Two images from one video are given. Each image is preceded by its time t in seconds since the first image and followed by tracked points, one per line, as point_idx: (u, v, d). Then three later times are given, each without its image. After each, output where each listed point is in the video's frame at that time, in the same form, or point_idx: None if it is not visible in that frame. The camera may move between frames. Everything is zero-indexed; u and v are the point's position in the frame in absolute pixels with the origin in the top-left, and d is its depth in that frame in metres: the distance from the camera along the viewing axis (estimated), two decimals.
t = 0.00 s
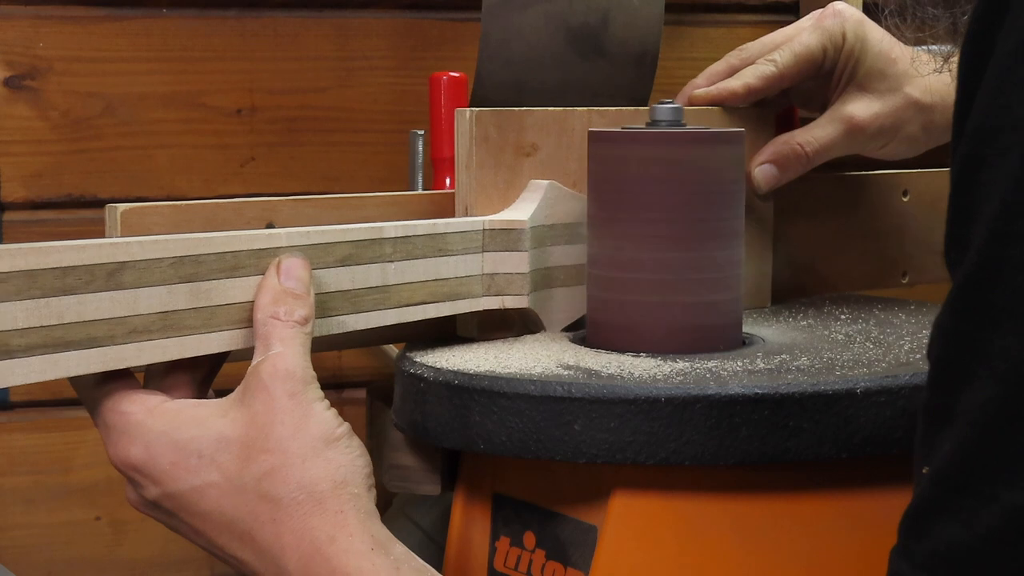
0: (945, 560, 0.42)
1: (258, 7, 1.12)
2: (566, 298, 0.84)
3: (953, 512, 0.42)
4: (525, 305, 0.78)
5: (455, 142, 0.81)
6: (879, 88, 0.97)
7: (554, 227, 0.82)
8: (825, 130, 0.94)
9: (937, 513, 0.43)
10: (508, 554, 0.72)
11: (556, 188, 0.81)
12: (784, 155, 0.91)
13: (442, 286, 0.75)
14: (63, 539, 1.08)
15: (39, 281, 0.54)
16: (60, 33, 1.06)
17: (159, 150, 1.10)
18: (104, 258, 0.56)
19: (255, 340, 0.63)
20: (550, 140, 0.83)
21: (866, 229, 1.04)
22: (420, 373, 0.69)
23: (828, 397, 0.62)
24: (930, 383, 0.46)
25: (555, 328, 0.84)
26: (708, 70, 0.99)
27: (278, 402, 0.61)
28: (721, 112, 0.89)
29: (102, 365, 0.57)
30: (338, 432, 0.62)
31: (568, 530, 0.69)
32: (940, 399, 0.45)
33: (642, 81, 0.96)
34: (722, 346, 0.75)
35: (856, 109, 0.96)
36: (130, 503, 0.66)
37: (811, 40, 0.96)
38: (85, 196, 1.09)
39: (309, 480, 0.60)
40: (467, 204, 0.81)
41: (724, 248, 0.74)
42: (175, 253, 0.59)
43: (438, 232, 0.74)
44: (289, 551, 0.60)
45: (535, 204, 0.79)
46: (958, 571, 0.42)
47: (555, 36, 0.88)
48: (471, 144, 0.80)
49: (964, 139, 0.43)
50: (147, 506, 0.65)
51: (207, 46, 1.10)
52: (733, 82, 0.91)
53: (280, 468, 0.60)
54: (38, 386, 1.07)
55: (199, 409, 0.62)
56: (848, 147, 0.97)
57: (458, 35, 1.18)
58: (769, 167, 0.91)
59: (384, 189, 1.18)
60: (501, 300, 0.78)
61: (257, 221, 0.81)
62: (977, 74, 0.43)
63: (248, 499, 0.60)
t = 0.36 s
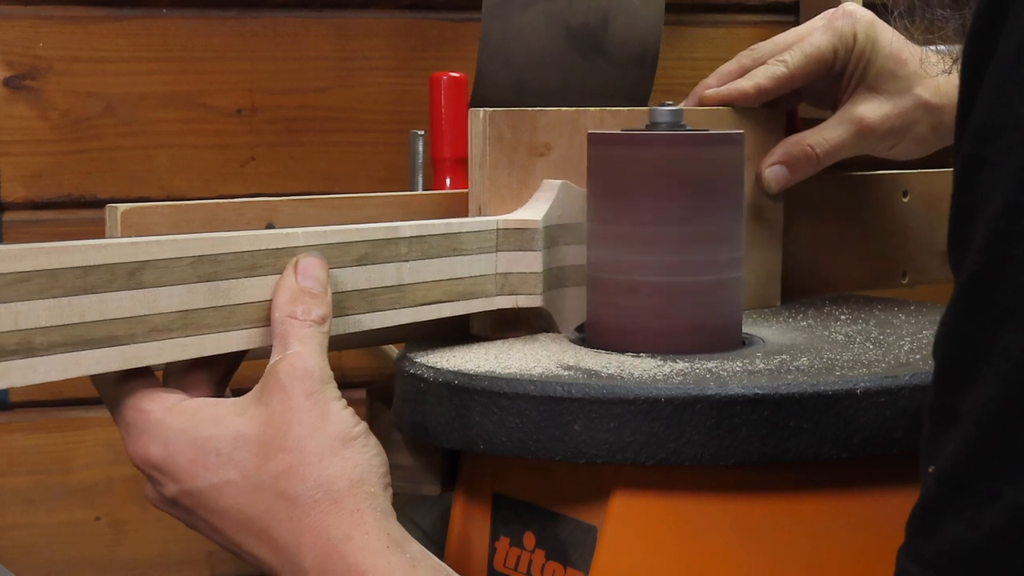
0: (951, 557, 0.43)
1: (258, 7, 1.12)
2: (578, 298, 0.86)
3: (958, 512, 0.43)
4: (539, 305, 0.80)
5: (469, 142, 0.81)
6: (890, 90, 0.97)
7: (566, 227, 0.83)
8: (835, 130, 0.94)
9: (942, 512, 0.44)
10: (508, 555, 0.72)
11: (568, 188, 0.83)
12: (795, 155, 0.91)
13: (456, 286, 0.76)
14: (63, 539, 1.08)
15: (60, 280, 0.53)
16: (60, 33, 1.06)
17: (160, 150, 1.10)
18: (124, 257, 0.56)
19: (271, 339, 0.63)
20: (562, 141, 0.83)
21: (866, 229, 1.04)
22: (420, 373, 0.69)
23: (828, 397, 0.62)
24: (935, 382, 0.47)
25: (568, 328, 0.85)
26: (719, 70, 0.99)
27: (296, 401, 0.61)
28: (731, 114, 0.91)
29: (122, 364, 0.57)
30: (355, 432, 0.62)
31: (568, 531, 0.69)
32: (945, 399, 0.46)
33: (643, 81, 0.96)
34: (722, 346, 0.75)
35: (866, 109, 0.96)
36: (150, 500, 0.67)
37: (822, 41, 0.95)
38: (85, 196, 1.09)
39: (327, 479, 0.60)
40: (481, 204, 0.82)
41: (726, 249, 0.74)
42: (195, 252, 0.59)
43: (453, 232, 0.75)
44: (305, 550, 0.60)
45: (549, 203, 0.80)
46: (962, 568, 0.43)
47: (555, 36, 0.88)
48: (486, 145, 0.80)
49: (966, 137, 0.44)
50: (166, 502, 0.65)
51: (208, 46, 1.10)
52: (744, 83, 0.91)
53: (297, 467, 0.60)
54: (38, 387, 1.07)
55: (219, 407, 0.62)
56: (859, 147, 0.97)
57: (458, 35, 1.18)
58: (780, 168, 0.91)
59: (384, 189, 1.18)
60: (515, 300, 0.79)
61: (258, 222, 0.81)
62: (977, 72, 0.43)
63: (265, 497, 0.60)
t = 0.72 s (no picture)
0: (958, 559, 0.44)
1: (258, 8, 1.12)
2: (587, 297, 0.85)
3: (964, 514, 0.44)
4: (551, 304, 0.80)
5: (481, 142, 0.81)
6: (897, 89, 0.97)
7: (575, 226, 0.83)
8: (844, 130, 0.94)
9: (948, 514, 0.45)
10: (507, 554, 0.72)
11: (579, 188, 0.83)
12: (803, 155, 0.92)
13: (468, 285, 0.76)
14: (64, 539, 1.08)
15: (79, 279, 0.54)
16: (60, 33, 1.06)
17: (160, 150, 1.10)
18: (141, 256, 0.56)
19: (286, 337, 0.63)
20: (573, 140, 0.83)
21: (866, 229, 1.04)
22: (420, 373, 0.69)
23: (828, 397, 0.62)
24: (940, 385, 0.47)
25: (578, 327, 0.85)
26: (729, 71, 0.99)
27: (311, 400, 0.61)
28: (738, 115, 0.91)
29: (139, 362, 0.57)
30: (371, 431, 0.62)
31: (568, 530, 0.68)
32: (949, 403, 0.46)
33: (643, 81, 0.96)
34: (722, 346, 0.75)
35: (874, 109, 0.96)
36: (165, 496, 0.67)
37: (830, 40, 0.95)
38: (85, 196, 1.09)
39: (342, 477, 0.60)
40: (492, 203, 0.82)
41: (728, 249, 0.74)
42: (211, 251, 0.59)
43: (465, 232, 0.75)
44: (321, 548, 0.60)
45: (560, 202, 0.80)
46: (969, 570, 0.44)
47: (555, 36, 0.88)
48: (497, 144, 0.80)
49: (968, 142, 0.45)
50: (182, 498, 0.66)
51: (208, 46, 1.11)
52: (752, 83, 0.91)
53: (312, 466, 0.60)
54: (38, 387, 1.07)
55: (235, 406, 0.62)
56: (867, 147, 0.97)
57: (458, 35, 1.18)
58: (789, 168, 0.92)
59: (384, 189, 1.18)
60: (526, 299, 0.79)
61: (257, 222, 0.81)
62: (979, 78, 0.45)
63: (281, 495, 0.60)
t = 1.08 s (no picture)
0: (961, 559, 0.44)
1: (257, 8, 1.12)
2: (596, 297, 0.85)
3: (966, 514, 0.44)
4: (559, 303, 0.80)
5: (490, 142, 0.82)
6: (904, 89, 0.96)
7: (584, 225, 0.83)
8: (850, 129, 0.94)
9: (951, 514, 0.45)
10: (507, 554, 0.72)
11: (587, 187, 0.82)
12: (810, 154, 0.92)
13: (479, 284, 0.76)
14: (64, 539, 1.08)
15: (93, 278, 0.54)
16: (60, 33, 1.06)
17: (160, 150, 1.10)
18: (155, 256, 0.57)
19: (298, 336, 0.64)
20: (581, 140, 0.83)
21: (866, 229, 1.04)
22: (420, 373, 0.69)
23: (828, 397, 0.62)
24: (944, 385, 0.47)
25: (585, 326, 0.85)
26: (735, 71, 0.99)
27: (324, 398, 0.61)
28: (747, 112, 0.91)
29: (153, 360, 0.57)
30: (384, 430, 0.62)
31: (568, 531, 0.68)
32: (953, 403, 0.46)
33: (643, 80, 0.96)
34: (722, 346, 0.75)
35: (880, 108, 0.95)
36: (179, 493, 0.68)
37: (836, 40, 0.95)
38: (85, 196, 1.09)
39: (354, 474, 0.60)
40: (501, 202, 0.82)
41: (727, 248, 0.74)
42: (223, 250, 0.60)
43: (476, 231, 0.75)
44: (332, 545, 0.60)
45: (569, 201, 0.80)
46: (972, 570, 0.44)
47: (555, 36, 0.88)
48: (506, 144, 0.80)
49: (971, 143, 0.45)
50: (196, 495, 0.66)
51: (209, 46, 1.11)
52: (759, 82, 0.91)
53: (324, 462, 0.60)
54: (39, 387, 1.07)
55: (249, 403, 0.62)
56: (873, 146, 0.96)
57: (458, 35, 1.18)
58: (795, 167, 0.92)
59: (384, 189, 1.18)
60: (535, 298, 0.80)
61: (257, 222, 0.81)
62: (983, 78, 0.45)
63: (293, 492, 0.60)
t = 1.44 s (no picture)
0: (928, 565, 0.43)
1: (257, 7, 1.12)
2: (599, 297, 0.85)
3: (936, 519, 0.43)
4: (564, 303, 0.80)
5: (495, 142, 0.82)
6: (910, 90, 0.96)
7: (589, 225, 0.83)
8: (851, 130, 0.93)
9: (922, 519, 0.44)
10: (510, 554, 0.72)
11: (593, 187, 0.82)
12: (812, 155, 0.92)
13: (485, 283, 0.76)
14: (64, 539, 1.08)
15: (102, 277, 0.55)
16: (59, 33, 1.06)
17: (160, 150, 1.10)
18: (162, 255, 0.57)
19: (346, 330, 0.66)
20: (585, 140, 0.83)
21: (866, 229, 1.04)
22: (421, 373, 0.69)
23: (828, 397, 0.62)
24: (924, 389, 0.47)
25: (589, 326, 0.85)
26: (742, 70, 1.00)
27: (369, 381, 0.62)
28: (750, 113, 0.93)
29: (161, 359, 0.58)
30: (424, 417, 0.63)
31: (568, 531, 0.68)
32: (932, 406, 0.46)
33: (643, 80, 0.96)
34: (722, 343, 0.75)
35: (882, 110, 0.95)
36: (215, 467, 0.69)
37: (841, 41, 0.95)
38: (85, 196, 1.09)
39: (394, 455, 0.61)
40: (507, 202, 0.82)
41: (727, 245, 0.75)
42: (230, 249, 0.60)
43: (482, 230, 0.75)
44: (365, 522, 0.61)
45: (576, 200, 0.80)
46: None
47: (555, 35, 0.88)
48: (510, 144, 0.80)
49: (947, 147, 0.44)
50: (232, 469, 0.68)
51: (209, 46, 1.11)
52: (763, 83, 0.92)
53: (364, 442, 0.61)
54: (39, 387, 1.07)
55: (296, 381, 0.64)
56: (876, 148, 0.96)
57: (458, 35, 1.18)
58: (798, 168, 0.93)
59: (383, 190, 1.18)
60: (540, 297, 0.80)
61: (257, 222, 0.81)
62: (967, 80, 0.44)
63: (330, 469, 0.62)
